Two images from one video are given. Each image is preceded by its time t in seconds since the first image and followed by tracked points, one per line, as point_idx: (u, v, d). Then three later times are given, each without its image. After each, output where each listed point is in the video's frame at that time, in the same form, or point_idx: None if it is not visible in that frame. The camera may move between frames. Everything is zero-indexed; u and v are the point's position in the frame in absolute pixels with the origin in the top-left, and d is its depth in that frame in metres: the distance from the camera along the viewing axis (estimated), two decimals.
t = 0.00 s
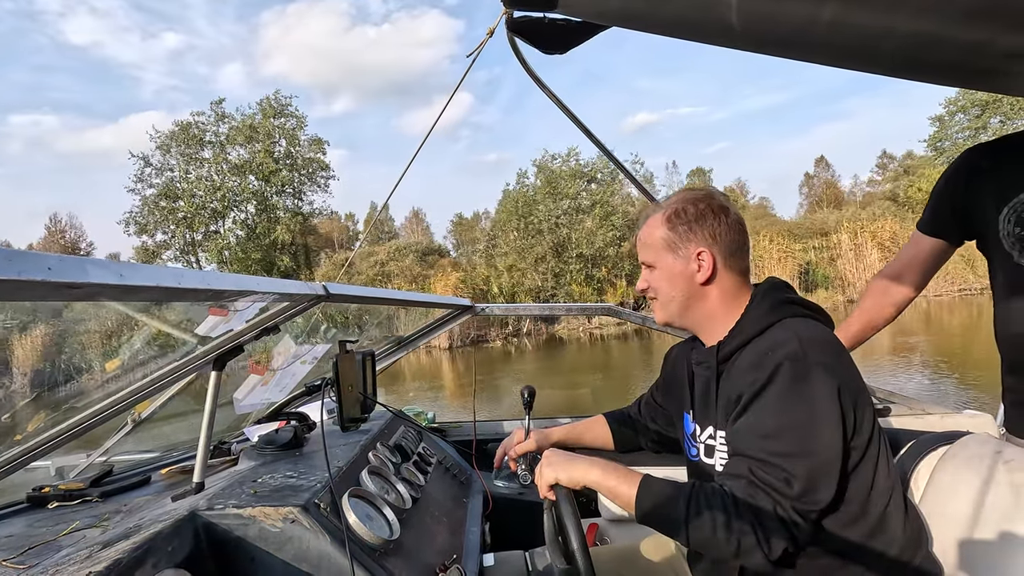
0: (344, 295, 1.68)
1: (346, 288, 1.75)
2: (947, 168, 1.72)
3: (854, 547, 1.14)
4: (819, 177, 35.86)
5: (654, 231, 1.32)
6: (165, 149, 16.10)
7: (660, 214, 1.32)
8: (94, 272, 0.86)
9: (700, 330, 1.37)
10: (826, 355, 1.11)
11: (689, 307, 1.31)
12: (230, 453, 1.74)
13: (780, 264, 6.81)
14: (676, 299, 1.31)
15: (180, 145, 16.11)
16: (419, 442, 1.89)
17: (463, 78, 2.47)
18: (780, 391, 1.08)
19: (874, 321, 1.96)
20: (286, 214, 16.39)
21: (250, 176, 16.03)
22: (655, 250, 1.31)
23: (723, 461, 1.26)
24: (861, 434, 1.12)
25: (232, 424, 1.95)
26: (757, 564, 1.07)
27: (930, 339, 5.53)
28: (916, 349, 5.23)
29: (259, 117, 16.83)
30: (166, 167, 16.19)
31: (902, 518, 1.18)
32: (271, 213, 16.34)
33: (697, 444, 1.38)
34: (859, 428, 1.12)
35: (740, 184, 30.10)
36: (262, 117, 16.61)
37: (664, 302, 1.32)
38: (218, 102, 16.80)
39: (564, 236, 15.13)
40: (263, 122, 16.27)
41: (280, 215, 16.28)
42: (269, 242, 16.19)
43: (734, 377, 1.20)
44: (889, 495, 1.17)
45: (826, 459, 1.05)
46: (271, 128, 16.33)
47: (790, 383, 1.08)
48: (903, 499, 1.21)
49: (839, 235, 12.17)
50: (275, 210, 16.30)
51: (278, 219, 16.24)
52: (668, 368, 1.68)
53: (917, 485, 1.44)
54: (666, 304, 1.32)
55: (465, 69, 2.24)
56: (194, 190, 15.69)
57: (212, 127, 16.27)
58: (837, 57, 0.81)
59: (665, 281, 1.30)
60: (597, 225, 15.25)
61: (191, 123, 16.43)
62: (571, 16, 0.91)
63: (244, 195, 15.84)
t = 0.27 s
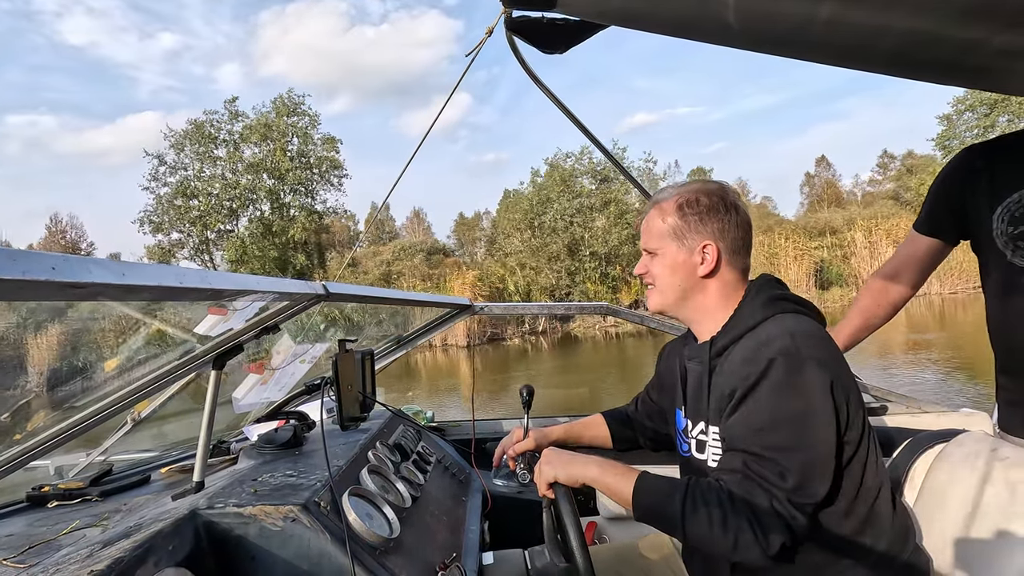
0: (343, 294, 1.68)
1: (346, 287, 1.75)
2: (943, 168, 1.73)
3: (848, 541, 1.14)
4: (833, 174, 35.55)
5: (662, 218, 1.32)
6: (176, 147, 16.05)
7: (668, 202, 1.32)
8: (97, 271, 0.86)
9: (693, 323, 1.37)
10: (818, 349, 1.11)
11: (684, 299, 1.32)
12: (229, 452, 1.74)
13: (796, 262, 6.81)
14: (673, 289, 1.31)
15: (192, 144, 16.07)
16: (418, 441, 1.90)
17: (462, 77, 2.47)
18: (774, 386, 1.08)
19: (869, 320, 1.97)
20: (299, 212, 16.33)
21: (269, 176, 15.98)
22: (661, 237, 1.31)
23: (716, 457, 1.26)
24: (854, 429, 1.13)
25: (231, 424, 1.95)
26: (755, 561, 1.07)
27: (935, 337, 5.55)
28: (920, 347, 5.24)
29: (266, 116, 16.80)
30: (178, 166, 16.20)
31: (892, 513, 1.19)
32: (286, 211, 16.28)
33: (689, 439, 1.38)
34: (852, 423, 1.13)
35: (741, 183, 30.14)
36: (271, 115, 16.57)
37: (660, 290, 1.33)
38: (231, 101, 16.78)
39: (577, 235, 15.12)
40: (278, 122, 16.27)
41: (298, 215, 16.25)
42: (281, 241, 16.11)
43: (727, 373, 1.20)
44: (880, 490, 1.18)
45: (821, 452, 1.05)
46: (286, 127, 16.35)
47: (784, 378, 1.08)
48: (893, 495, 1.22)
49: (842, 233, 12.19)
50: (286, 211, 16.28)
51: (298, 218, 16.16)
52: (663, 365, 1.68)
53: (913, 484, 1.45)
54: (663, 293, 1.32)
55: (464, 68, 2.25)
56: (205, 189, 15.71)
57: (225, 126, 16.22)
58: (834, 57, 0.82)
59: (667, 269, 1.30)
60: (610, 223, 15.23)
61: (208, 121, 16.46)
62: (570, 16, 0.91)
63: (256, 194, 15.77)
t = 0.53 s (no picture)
0: (341, 294, 1.68)
1: (343, 287, 1.74)
2: (939, 168, 1.73)
3: (840, 539, 1.15)
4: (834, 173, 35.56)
5: (660, 215, 1.31)
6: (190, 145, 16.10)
7: (667, 199, 1.32)
8: (91, 270, 0.86)
9: (687, 321, 1.37)
10: (810, 348, 1.11)
11: (679, 297, 1.32)
12: (226, 452, 1.74)
13: (813, 259, 6.88)
14: (668, 287, 1.31)
15: (209, 143, 16.31)
16: (415, 441, 1.89)
17: (459, 76, 2.47)
18: (767, 386, 1.08)
19: (866, 319, 1.97)
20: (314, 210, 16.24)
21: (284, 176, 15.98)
22: (658, 235, 1.31)
23: (708, 457, 1.26)
24: (845, 428, 1.13)
25: (227, 423, 1.94)
26: (749, 561, 1.07)
27: (938, 335, 5.56)
28: (923, 345, 5.25)
29: (273, 114, 16.76)
30: (195, 165, 16.30)
31: (883, 512, 1.20)
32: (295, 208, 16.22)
33: (681, 439, 1.38)
34: (843, 422, 1.13)
35: (741, 182, 30.13)
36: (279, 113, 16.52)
37: (655, 288, 1.33)
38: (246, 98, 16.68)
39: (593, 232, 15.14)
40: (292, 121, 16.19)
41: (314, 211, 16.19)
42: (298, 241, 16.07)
43: (719, 372, 1.19)
44: (872, 488, 1.18)
45: (813, 452, 1.06)
46: (302, 125, 16.25)
47: (777, 378, 1.08)
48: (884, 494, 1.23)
49: (844, 232, 12.21)
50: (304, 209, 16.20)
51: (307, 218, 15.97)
52: (657, 364, 1.68)
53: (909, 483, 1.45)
54: (658, 290, 1.32)
55: (461, 67, 2.25)
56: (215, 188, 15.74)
57: (245, 125, 16.22)
58: (830, 55, 0.81)
59: (663, 267, 1.30)
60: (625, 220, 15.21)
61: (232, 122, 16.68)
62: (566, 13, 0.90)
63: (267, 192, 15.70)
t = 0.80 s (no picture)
0: (337, 295, 1.68)
1: (339, 288, 1.74)
2: (935, 171, 1.74)
3: (834, 540, 1.15)
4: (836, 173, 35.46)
5: (659, 216, 1.32)
6: (204, 143, 15.58)
7: (667, 200, 1.32)
8: (84, 272, 0.86)
9: (685, 322, 1.37)
10: (812, 349, 1.11)
11: (678, 298, 1.32)
12: (222, 454, 1.73)
13: (829, 259, 7.29)
14: (667, 288, 1.31)
15: (225, 141, 15.62)
16: (412, 441, 1.89)
17: (455, 76, 2.46)
18: (766, 384, 1.08)
19: (864, 319, 1.93)
20: (334, 208, 15.48)
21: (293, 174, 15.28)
22: (658, 235, 1.31)
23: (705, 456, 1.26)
24: (844, 430, 1.13)
25: (223, 424, 1.94)
26: (729, 553, 1.09)
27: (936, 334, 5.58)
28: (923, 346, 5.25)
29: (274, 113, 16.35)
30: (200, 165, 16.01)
31: (881, 514, 1.20)
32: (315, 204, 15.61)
33: (680, 439, 1.38)
34: (842, 423, 1.13)
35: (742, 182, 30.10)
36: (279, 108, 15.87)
37: (653, 289, 1.33)
38: (262, 96, 16.40)
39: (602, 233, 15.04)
40: (306, 117, 15.56)
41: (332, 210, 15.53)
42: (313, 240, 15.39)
43: (720, 371, 1.20)
44: (869, 490, 1.18)
45: (803, 449, 1.06)
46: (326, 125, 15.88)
47: (777, 376, 1.08)
48: (882, 495, 1.23)
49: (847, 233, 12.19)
50: (312, 208, 15.46)
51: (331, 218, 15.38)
52: (654, 365, 1.69)
53: (904, 483, 1.46)
54: (656, 291, 1.33)
55: (457, 67, 2.24)
56: (217, 187, 15.42)
57: (256, 121, 15.63)
58: (823, 57, 0.82)
59: (662, 268, 1.30)
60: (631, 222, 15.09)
61: (233, 117, 15.98)
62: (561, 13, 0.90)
63: (267, 190, 15.00)
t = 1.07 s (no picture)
0: (333, 295, 1.67)
1: (335, 288, 1.74)
2: (928, 171, 1.74)
3: (821, 537, 1.15)
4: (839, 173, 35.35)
5: (658, 215, 1.32)
6: (221, 143, 15.18)
7: (665, 199, 1.32)
8: (78, 273, 0.85)
9: (684, 322, 1.37)
10: (809, 350, 1.11)
11: (676, 298, 1.32)
12: (218, 455, 1.73)
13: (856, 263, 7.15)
14: (665, 288, 1.31)
15: (237, 140, 15.17)
16: (409, 442, 1.89)
17: (452, 75, 2.45)
18: (757, 378, 1.08)
19: (862, 319, 1.93)
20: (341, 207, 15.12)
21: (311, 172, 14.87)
22: (656, 235, 1.31)
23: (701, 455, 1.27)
24: (838, 430, 1.13)
25: (219, 425, 1.93)
26: (702, 539, 1.11)
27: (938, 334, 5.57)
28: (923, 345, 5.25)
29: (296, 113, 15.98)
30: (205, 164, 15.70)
31: (876, 514, 1.19)
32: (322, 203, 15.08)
33: (677, 438, 1.38)
34: (836, 423, 1.13)
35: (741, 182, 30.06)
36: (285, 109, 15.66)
37: (652, 288, 1.33)
38: (269, 96, 16.10)
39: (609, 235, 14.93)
40: (319, 116, 15.09)
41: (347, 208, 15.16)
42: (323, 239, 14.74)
43: (716, 366, 1.20)
44: (864, 491, 1.18)
45: (788, 445, 1.06)
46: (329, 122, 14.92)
47: (770, 372, 1.08)
48: (878, 495, 1.23)
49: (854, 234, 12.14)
50: (330, 207, 14.96)
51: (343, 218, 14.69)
52: (651, 364, 1.69)
53: (901, 481, 1.46)
54: (654, 291, 1.33)
55: (454, 67, 2.23)
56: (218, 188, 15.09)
57: (273, 120, 15.27)
58: (818, 56, 0.82)
59: (660, 268, 1.30)
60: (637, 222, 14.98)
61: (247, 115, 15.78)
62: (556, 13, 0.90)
63: (287, 188, 14.70)
